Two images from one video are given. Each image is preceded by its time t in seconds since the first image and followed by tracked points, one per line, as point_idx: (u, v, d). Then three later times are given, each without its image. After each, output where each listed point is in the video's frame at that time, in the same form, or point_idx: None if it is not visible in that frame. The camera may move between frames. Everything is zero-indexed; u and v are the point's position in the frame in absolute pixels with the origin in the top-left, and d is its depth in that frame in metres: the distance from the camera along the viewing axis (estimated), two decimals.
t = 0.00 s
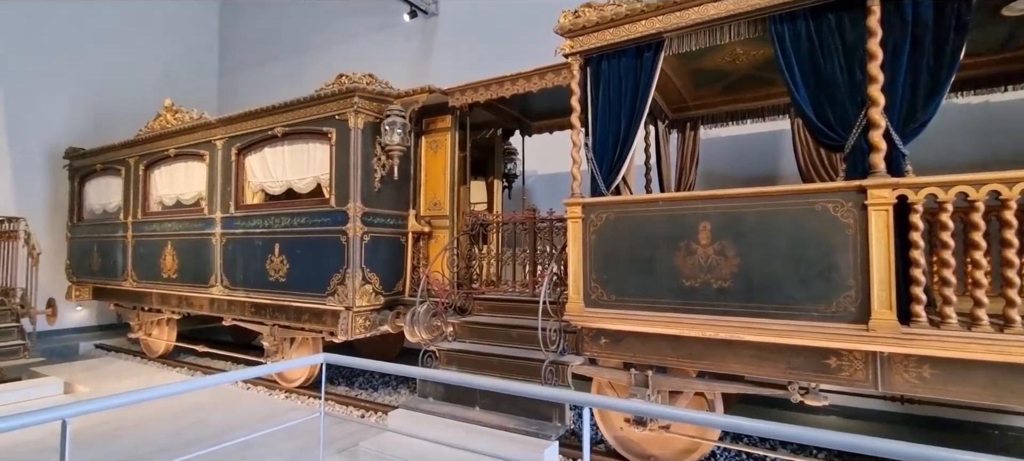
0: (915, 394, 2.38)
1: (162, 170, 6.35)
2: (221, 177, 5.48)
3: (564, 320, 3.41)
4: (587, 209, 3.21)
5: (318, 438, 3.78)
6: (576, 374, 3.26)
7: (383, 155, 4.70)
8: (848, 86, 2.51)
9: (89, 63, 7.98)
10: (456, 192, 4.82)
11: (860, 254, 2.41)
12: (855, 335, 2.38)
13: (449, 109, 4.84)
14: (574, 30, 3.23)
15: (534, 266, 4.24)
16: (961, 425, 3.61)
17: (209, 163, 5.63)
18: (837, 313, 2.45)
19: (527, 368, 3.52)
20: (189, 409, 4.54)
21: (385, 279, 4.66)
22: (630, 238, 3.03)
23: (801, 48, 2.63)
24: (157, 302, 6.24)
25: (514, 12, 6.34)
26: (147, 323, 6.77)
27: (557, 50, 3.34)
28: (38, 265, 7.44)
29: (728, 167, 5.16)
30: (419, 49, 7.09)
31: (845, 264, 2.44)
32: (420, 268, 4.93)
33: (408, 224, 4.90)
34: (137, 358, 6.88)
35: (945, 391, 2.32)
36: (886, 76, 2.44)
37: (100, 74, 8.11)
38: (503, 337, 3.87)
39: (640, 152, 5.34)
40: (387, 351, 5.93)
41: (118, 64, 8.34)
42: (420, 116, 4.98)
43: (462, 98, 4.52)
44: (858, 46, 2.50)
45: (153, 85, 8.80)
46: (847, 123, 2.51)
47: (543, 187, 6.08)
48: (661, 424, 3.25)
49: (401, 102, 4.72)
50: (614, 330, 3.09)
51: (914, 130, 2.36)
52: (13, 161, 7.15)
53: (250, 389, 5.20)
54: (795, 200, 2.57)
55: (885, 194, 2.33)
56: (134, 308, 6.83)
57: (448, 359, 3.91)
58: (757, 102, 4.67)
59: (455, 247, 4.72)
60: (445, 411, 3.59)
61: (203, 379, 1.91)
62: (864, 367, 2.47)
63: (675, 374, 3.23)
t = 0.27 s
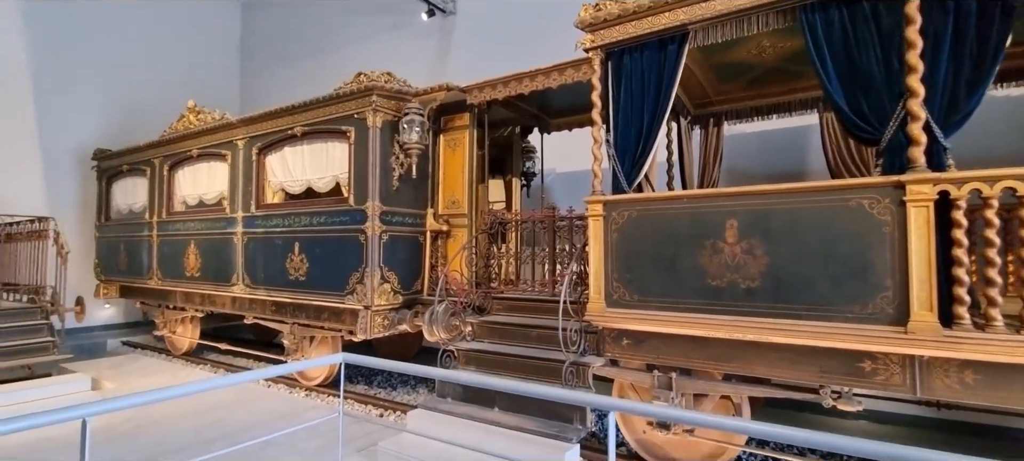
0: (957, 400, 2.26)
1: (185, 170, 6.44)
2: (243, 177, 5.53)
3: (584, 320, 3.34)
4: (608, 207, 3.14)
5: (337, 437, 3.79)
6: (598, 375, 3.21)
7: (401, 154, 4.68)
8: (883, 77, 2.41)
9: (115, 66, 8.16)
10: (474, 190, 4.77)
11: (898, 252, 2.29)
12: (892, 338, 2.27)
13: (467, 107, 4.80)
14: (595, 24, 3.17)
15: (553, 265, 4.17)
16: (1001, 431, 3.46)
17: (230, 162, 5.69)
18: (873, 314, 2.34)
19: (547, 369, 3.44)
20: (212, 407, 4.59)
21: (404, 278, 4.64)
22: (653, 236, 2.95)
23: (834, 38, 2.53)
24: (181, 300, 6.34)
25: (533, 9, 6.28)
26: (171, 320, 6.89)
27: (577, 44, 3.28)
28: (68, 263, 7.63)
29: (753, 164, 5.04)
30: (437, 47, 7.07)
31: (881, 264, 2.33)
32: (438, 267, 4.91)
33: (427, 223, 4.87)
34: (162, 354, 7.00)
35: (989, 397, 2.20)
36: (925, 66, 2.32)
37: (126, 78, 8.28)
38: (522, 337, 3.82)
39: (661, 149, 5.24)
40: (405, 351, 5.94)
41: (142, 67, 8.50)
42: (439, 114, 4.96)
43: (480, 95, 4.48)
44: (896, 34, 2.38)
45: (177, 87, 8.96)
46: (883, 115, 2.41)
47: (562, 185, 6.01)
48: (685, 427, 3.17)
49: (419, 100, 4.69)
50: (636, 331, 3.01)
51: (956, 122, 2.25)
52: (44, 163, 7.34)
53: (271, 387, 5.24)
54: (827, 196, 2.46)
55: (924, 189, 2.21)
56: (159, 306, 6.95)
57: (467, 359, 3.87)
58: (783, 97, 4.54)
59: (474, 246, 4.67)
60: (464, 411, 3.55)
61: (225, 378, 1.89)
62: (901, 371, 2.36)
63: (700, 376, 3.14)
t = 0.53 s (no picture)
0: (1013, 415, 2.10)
1: (212, 170, 6.54)
2: (267, 176, 5.58)
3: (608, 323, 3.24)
4: (634, 207, 3.03)
5: (357, 438, 3.78)
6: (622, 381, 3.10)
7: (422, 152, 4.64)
8: (932, 68, 2.25)
9: (146, 69, 8.35)
10: (495, 190, 4.68)
11: (947, 256, 2.15)
12: (941, 347, 2.12)
13: (489, 105, 4.72)
14: (620, 17, 3.07)
15: (576, 266, 4.07)
16: None
17: (255, 162, 5.75)
18: (920, 322, 2.20)
19: (570, 373, 3.34)
20: (236, 404, 4.63)
21: (424, 278, 4.60)
22: (680, 237, 2.83)
23: (876, 28, 2.39)
24: (207, 298, 6.44)
25: (555, 6, 6.18)
26: (198, 318, 7.01)
27: (602, 39, 3.19)
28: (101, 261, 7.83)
29: (784, 162, 4.86)
30: (458, 46, 7.03)
31: (928, 268, 2.19)
32: (459, 267, 4.84)
33: (447, 223, 4.82)
34: (190, 351, 7.13)
35: None
36: (979, 56, 2.16)
37: (156, 80, 8.47)
38: (544, 340, 3.72)
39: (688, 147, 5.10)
40: (426, 351, 5.92)
41: (171, 69, 8.65)
42: (459, 113, 4.88)
43: (502, 93, 4.40)
44: (946, 22, 2.23)
45: (206, 89, 9.13)
46: (931, 109, 2.26)
47: (585, 185, 5.91)
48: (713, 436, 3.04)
49: (440, 99, 4.63)
50: (663, 335, 2.90)
51: (1014, 115, 2.08)
52: (79, 163, 7.56)
53: (294, 385, 5.27)
54: (870, 196, 2.32)
55: (978, 188, 2.06)
56: (187, 304, 7.08)
57: (487, 361, 3.81)
58: (817, 91, 4.35)
59: (494, 247, 4.60)
60: (484, 414, 3.49)
61: (240, 381, 1.87)
62: (950, 383, 2.21)
63: (730, 384, 3.02)
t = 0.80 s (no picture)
0: None
1: (236, 169, 6.61)
2: (288, 175, 5.61)
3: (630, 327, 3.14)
4: (658, 207, 2.92)
5: (374, 438, 3.76)
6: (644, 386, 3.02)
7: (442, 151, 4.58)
8: (982, 60, 2.10)
9: (175, 70, 8.51)
10: (515, 189, 4.58)
11: (999, 261, 2.00)
12: (990, 359, 1.98)
13: (509, 103, 4.62)
14: (644, 11, 2.98)
15: (597, 267, 3.95)
16: None
17: (277, 161, 5.79)
18: (967, 332, 2.06)
19: (590, 378, 3.25)
20: (256, 402, 4.66)
21: (443, 278, 4.55)
22: (706, 238, 2.72)
23: (921, 17, 2.25)
24: (230, 296, 6.51)
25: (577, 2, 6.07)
26: (222, 315, 7.11)
27: (625, 33, 3.09)
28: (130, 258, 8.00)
29: (815, 161, 4.68)
30: (479, 45, 6.98)
31: (977, 274, 2.04)
32: (478, 268, 4.77)
33: (466, 222, 4.76)
34: (214, 348, 7.23)
35: None
36: None
37: (184, 81, 8.63)
38: (564, 342, 3.62)
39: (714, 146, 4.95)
40: (445, 351, 5.89)
41: (198, 70, 8.81)
42: (479, 111, 4.80)
43: (522, 91, 4.32)
44: (998, 10, 2.08)
45: (231, 89, 9.28)
46: (981, 104, 2.11)
47: (606, 184, 5.80)
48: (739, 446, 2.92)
49: (459, 97, 4.56)
50: (688, 340, 2.79)
51: None
52: (111, 163, 7.75)
53: (313, 384, 5.29)
54: (913, 195, 2.18)
55: None
56: (212, 301, 7.18)
57: (505, 364, 3.74)
58: (852, 87, 4.17)
59: (513, 247, 4.50)
60: (502, 418, 3.43)
61: (253, 383, 1.87)
62: (999, 397, 2.07)
63: (758, 392, 2.89)
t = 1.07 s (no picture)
0: None
1: (263, 168, 6.70)
2: (313, 174, 5.66)
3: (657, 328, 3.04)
4: (686, 204, 2.82)
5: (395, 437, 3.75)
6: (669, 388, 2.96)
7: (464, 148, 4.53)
8: None
9: (205, 71, 8.70)
10: (538, 188, 4.49)
11: None
12: None
13: (531, 100, 4.52)
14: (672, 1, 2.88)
15: (622, 267, 3.84)
16: None
17: (302, 160, 5.84)
18: None
19: (615, 381, 3.16)
20: (281, 399, 4.71)
21: (465, 277, 4.52)
22: (737, 237, 2.62)
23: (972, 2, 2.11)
24: (257, 293, 6.61)
25: None
26: (250, 311, 7.23)
27: (652, 25, 2.99)
28: (162, 255, 8.21)
29: (851, 158, 4.48)
30: (502, 42, 6.93)
31: None
32: (500, 267, 4.71)
33: (488, 220, 4.70)
34: (242, 344, 7.36)
35: None
36: None
37: (213, 82, 8.81)
38: (587, 344, 3.53)
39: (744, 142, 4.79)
40: (467, 350, 5.86)
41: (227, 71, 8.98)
42: (501, 108, 4.73)
43: (545, 87, 4.23)
44: None
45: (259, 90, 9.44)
46: None
47: (631, 182, 5.69)
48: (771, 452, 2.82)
49: (482, 94, 4.51)
50: (717, 343, 2.69)
51: None
52: (144, 162, 7.96)
53: (337, 381, 5.32)
54: (965, 191, 2.05)
55: None
56: (240, 297, 7.31)
57: (527, 364, 3.67)
58: (892, 79, 3.97)
59: (535, 246, 4.40)
60: (524, 419, 3.37)
61: (272, 381, 1.82)
62: None
63: (792, 397, 2.77)
